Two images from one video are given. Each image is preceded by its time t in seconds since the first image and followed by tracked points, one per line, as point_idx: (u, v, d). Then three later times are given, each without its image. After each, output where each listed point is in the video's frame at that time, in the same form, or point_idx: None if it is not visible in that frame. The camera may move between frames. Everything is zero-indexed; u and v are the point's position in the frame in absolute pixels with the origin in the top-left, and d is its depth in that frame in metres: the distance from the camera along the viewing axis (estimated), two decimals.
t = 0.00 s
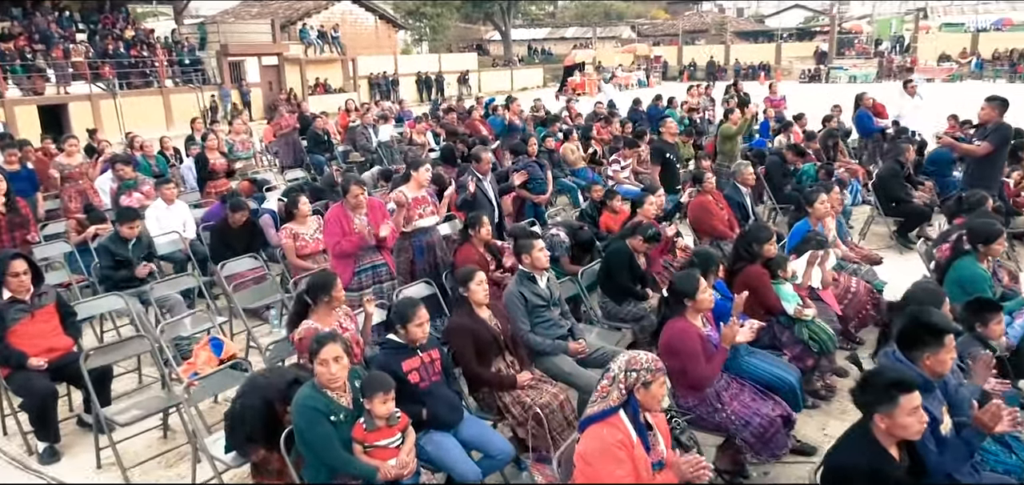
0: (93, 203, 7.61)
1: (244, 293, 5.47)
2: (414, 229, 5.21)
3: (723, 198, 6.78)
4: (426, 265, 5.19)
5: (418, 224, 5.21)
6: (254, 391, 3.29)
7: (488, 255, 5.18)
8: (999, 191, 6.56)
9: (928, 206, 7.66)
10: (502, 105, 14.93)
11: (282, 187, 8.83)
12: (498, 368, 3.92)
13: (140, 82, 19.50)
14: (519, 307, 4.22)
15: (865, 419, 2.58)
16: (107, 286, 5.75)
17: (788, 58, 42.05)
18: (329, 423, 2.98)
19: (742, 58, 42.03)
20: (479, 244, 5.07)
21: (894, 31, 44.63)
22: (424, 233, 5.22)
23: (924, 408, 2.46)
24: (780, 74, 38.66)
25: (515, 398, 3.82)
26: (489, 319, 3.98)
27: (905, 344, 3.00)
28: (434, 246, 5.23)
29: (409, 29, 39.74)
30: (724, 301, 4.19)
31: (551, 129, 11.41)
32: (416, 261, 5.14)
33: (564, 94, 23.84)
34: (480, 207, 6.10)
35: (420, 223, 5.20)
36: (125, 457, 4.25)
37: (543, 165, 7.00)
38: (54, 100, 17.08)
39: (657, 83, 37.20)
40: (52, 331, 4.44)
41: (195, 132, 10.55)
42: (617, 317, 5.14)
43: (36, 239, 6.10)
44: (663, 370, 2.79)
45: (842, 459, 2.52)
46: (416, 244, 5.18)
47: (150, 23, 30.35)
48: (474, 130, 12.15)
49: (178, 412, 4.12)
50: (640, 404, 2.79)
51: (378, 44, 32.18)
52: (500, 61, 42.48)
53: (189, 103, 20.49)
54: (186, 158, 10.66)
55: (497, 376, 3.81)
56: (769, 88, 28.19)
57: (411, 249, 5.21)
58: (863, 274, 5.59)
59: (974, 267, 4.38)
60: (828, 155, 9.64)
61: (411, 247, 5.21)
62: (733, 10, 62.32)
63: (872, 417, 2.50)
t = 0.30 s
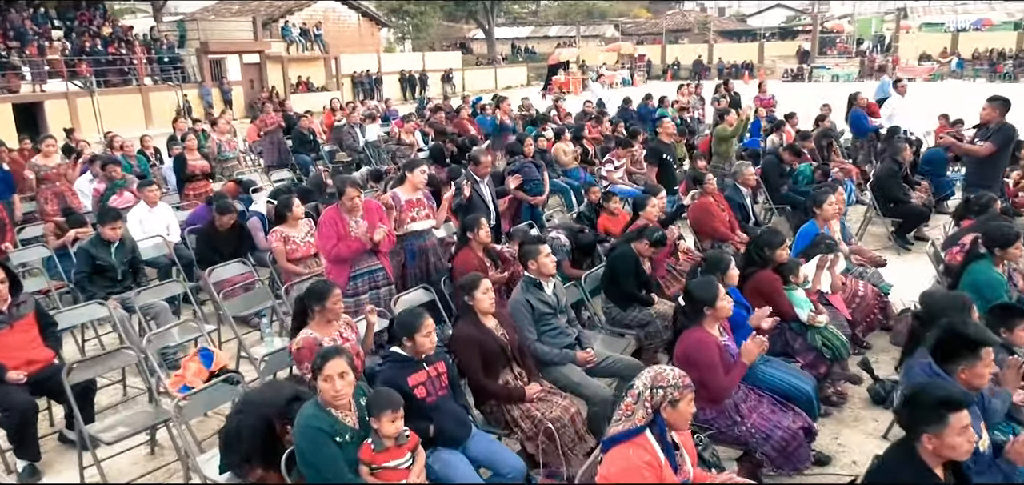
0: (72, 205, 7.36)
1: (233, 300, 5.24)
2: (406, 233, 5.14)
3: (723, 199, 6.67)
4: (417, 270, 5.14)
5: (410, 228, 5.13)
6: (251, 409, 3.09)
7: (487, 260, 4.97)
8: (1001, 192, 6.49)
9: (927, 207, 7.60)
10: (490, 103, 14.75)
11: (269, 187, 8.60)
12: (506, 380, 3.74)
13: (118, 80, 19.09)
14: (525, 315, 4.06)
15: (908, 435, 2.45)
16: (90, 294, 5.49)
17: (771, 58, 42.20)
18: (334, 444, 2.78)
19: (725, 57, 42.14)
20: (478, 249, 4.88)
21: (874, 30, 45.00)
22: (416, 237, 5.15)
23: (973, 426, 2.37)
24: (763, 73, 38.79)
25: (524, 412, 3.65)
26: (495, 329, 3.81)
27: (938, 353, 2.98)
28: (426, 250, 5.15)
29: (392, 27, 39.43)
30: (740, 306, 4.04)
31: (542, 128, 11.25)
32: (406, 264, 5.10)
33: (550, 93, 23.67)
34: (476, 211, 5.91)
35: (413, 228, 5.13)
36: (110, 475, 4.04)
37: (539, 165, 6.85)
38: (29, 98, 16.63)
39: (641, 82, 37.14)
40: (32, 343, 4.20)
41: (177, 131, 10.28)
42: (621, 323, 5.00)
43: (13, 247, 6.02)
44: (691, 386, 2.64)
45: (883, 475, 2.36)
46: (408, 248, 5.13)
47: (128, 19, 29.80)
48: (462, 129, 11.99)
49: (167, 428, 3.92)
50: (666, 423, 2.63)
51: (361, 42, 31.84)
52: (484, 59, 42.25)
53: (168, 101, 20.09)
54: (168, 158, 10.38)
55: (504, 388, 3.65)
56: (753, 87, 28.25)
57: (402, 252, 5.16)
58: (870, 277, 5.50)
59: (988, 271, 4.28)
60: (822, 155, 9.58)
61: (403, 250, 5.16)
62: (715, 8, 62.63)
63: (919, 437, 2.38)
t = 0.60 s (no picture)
0: (44, 209, 7.06)
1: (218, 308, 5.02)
2: (396, 237, 4.94)
3: (718, 199, 6.58)
4: (407, 276, 4.92)
5: (401, 232, 4.93)
6: (244, 427, 2.91)
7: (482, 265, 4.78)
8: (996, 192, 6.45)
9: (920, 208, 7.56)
10: (472, 102, 14.56)
11: (249, 189, 8.35)
12: (510, 392, 3.58)
13: (89, 78, 18.60)
14: (528, 323, 3.90)
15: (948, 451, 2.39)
16: (66, 304, 5.19)
17: (748, 57, 42.41)
18: (337, 466, 2.61)
19: (703, 56, 42.30)
20: (473, 253, 4.72)
21: (849, 30, 45.45)
22: (407, 241, 4.94)
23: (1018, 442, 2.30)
24: (740, 72, 38.99)
25: (530, 427, 3.48)
26: (498, 338, 3.66)
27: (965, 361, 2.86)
28: (417, 255, 4.93)
29: (369, 25, 39.04)
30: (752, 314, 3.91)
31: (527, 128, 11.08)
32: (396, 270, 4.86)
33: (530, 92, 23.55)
34: (467, 215, 5.68)
35: (405, 232, 4.94)
36: None
37: (532, 166, 6.70)
38: None
39: (619, 81, 37.11)
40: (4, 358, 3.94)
41: (153, 131, 9.97)
42: (622, 329, 4.87)
43: None
44: (720, 403, 2.51)
45: None
46: (398, 253, 4.91)
47: (98, 16, 29.11)
48: (446, 129, 11.81)
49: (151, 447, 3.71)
50: (697, 442, 2.51)
51: (338, 40, 31.45)
52: (462, 57, 41.96)
53: (141, 100, 19.63)
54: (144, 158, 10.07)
55: (509, 401, 3.49)
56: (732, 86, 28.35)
57: (392, 257, 4.94)
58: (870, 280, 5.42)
59: (997, 274, 4.19)
60: (810, 155, 9.53)
61: (393, 255, 4.94)
62: (691, 7, 62.91)
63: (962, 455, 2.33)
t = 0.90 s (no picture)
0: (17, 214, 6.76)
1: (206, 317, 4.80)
2: (393, 242, 4.75)
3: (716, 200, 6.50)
4: (405, 282, 4.75)
5: (398, 237, 4.74)
6: (244, 449, 2.70)
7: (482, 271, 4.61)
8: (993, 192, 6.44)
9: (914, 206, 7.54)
10: (456, 101, 14.37)
11: (232, 192, 8.11)
12: (521, 406, 3.43)
13: (59, 77, 18.09)
14: (536, 333, 3.74)
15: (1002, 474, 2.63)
16: (44, 315, 4.94)
17: (726, 56, 42.58)
18: None
19: (681, 55, 42.40)
20: (473, 258, 4.54)
21: (824, 29, 45.83)
22: (404, 247, 4.76)
23: None
24: (718, 70, 39.12)
25: (543, 442, 3.34)
26: (508, 350, 3.52)
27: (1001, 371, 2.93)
28: (414, 261, 4.76)
29: (346, 23, 38.61)
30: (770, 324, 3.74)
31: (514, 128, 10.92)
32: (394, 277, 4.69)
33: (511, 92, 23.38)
34: (464, 219, 5.48)
35: (402, 237, 4.75)
36: None
37: (526, 167, 6.56)
38: None
39: (598, 80, 37.05)
40: None
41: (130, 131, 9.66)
42: (626, 335, 4.73)
43: None
44: (757, 422, 2.51)
45: None
46: (396, 259, 4.75)
47: (67, 13, 28.41)
48: (430, 129, 11.60)
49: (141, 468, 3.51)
50: (736, 464, 2.49)
51: (315, 39, 31.02)
52: (441, 56, 41.67)
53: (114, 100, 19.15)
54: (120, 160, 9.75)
55: (521, 415, 3.34)
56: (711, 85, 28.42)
57: (389, 264, 4.77)
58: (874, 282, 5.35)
59: (1009, 278, 4.15)
60: (800, 155, 9.49)
61: (390, 261, 4.77)
62: (668, 7, 63.11)
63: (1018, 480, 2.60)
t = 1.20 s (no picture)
0: None
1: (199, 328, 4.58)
2: (397, 249, 4.59)
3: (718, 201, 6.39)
4: (410, 289, 4.58)
5: (402, 243, 4.59)
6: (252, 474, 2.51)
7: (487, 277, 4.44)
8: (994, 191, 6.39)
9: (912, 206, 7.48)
10: (442, 100, 14.17)
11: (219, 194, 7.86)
12: (539, 420, 3.28)
13: (32, 76, 17.63)
14: (551, 343, 3.60)
15: None
16: (27, 327, 4.69)
17: (706, 55, 42.69)
18: None
19: (662, 54, 42.46)
20: (478, 264, 4.37)
21: (803, 29, 46.14)
22: (408, 253, 4.60)
23: None
24: (699, 70, 39.22)
25: (564, 458, 3.19)
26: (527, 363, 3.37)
27: None
28: (420, 267, 4.60)
29: (326, 22, 38.20)
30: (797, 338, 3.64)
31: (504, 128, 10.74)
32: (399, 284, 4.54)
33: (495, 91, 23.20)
34: (466, 223, 5.30)
35: (407, 243, 4.60)
36: None
37: (524, 169, 6.42)
38: None
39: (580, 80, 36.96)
40: None
41: (109, 132, 9.35)
42: (635, 342, 4.61)
43: None
44: (805, 441, 2.55)
45: None
46: (400, 266, 4.58)
47: (40, 11, 27.78)
48: (417, 129, 11.39)
49: None
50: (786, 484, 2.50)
51: (295, 37, 30.63)
52: (422, 55, 41.38)
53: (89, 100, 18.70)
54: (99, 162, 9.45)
55: (541, 429, 3.20)
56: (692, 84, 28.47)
57: (393, 271, 4.60)
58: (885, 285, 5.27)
59: None
60: (794, 154, 9.42)
61: (394, 268, 4.60)
62: (648, 6, 63.26)
63: None
